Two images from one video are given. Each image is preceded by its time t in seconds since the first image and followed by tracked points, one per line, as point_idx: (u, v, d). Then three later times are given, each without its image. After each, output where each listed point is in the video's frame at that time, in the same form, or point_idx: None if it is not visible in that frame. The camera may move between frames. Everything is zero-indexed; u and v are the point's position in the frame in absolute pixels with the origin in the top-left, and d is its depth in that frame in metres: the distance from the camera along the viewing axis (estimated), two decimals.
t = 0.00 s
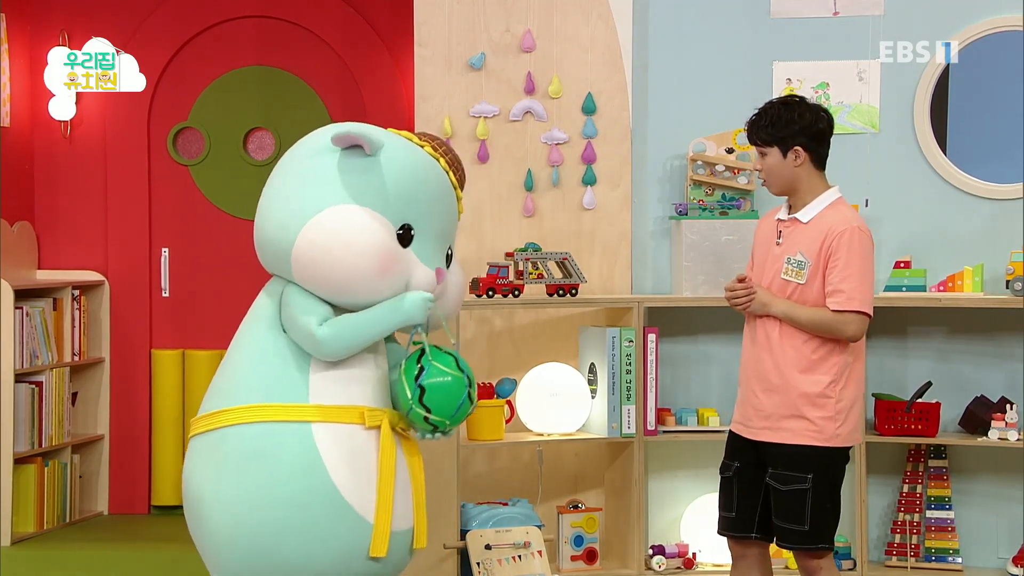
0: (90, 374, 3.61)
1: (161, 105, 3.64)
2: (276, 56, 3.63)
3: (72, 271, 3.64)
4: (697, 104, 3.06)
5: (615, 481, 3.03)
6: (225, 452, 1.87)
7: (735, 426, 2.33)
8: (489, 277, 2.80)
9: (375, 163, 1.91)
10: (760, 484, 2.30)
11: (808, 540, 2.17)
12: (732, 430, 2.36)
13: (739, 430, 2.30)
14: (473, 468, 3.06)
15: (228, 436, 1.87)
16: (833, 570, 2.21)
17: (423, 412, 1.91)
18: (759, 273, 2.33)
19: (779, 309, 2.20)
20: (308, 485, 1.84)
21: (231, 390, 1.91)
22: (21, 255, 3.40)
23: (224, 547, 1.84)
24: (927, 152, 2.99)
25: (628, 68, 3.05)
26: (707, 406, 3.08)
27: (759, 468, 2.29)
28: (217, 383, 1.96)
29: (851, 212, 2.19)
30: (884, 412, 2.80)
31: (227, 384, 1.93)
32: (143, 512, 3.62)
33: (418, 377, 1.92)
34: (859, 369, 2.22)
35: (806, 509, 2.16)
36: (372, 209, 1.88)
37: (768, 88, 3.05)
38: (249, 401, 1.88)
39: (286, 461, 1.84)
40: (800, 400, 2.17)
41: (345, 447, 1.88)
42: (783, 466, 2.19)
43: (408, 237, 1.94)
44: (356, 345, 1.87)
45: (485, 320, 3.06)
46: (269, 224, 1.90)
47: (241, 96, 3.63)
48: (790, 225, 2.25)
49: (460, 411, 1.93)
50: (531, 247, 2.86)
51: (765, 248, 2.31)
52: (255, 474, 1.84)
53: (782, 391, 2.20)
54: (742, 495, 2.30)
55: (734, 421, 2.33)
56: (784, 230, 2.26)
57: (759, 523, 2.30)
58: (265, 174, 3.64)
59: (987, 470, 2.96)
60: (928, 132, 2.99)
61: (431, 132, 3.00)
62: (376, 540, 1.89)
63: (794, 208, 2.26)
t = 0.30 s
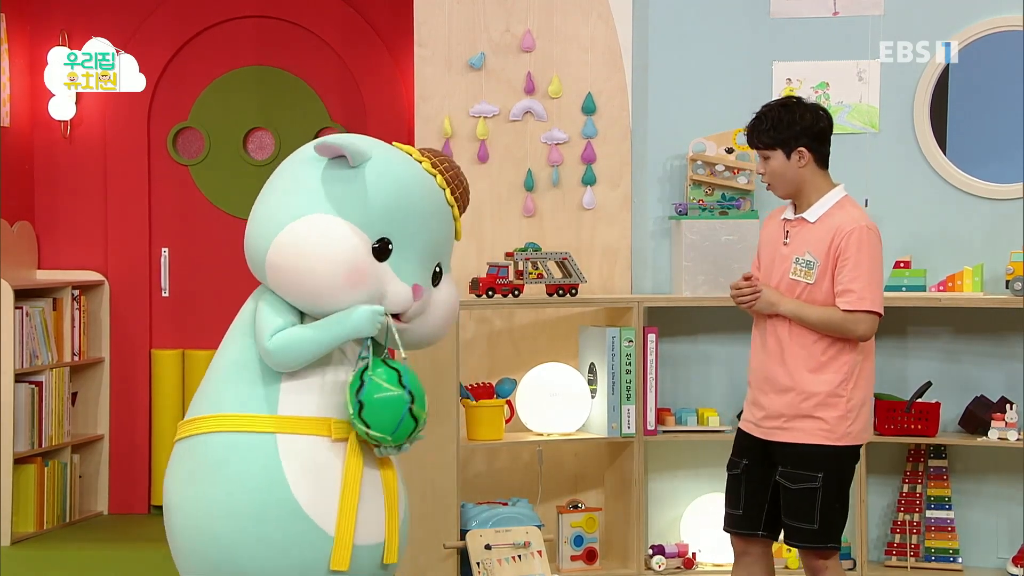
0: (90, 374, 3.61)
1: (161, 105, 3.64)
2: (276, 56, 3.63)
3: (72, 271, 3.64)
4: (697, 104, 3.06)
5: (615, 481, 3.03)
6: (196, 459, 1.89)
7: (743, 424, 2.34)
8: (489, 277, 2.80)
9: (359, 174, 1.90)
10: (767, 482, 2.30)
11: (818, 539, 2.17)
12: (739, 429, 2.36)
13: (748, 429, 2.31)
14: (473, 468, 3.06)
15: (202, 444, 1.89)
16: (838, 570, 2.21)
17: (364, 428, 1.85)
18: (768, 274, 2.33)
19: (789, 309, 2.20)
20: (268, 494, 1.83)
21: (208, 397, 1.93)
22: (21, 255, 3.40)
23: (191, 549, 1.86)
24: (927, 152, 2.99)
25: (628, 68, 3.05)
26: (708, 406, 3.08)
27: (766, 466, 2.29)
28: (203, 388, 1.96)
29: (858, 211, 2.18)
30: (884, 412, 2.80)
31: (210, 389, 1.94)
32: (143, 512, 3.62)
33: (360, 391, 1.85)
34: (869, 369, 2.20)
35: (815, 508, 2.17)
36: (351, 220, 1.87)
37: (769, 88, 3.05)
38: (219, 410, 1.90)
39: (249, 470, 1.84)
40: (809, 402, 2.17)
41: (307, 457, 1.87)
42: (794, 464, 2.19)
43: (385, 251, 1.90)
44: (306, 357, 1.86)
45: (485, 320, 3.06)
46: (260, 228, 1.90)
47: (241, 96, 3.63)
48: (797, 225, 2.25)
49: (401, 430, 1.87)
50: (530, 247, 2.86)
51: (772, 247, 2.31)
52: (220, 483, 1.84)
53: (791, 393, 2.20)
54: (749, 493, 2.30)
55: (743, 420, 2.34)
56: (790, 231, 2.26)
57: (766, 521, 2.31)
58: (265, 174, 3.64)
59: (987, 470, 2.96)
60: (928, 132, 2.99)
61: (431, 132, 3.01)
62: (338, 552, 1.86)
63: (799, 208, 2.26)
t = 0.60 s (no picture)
0: (89, 373, 3.61)
1: (160, 105, 3.63)
2: (275, 56, 3.63)
3: (72, 270, 3.64)
4: (696, 104, 3.06)
5: (615, 481, 3.02)
6: (211, 456, 1.89)
7: (760, 425, 2.34)
8: (488, 277, 2.79)
9: (369, 170, 1.90)
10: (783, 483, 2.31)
11: (835, 539, 2.18)
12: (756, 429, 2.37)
13: (764, 430, 2.31)
14: (472, 468, 3.06)
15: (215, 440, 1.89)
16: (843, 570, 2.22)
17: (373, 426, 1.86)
18: (775, 276, 2.33)
19: (792, 311, 2.19)
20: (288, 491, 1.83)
21: (222, 395, 1.93)
22: (21, 255, 3.40)
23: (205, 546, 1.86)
24: (926, 152, 2.99)
25: (627, 68, 3.05)
26: (707, 406, 3.08)
27: (784, 466, 2.30)
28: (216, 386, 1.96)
29: (861, 211, 2.18)
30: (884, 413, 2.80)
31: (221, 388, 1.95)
32: (142, 512, 3.62)
33: (368, 388, 1.86)
34: (881, 368, 2.21)
35: (832, 508, 2.17)
36: (365, 219, 1.88)
37: (768, 88, 3.05)
38: (235, 408, 1.90)
39: (267, 467, 1.84)
40: (823, 401, 2.18)
41: (324, 456, 1.87)
42: (809, 465, 2.20)
43: (399, 247, 1.91)
44: (332, 360, 1.86)
45: (484, 320, 3.06)
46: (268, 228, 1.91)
47: (241, 96, 3.63)
48: (801, 226, 2.25)
49: (406, 432, 1.85)
50: (530, 247, 2.86)
51: (779, 249, 2.31)
52: (237, 479, 1.85)
53: (805, 393, 2.21)
54: (764, 493, 2.32)
55: (760, 421, 2.34)
56: (795, 232, 2.26)
57: (781, 521, 2.32)
58: (265, 174, 3.63)
59: (986, 470, 2.96)
60: (928, 132, 2.99)
61: (431, 132, 3.00)
62: (354, 551, 1.86)
63: (804, 209, 2.27)
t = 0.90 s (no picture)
0: (86, 373, 3.61)
1: (158, 106, 3.63)
2: (273, 55, 3.63)
3: (70, 270, 3.64)
4: (693, 104, 3.06)
5: (612, 481, 3.02)
6: (246, 452, 1.86)
7: (764, 428, 2.33)
8: (486, 277, 2.79)
9: (377, 154, 1.91)
10: (790, 484, 2.31)
11: (833, 534, 2.17)
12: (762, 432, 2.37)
13: (769, 432, 2.30)
14: (470, 468, 3.06)
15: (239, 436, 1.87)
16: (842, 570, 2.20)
17: (475, 397, 1.89)
18: (778, 274, 2.33)
19: (788, 301, 2.15)
20: (333, 486, 1.84)
21: (246, 390, 1.90)
22: (18, 255, 3.40)
23: (238, 547, 1.84)
24: (924, 152, 2.99)
25: (626, 68, 3.05)
26: (704, 407, 3.08)
27: (789, 466, 2.31)
28: (229, 383, 1.95)
29: (864, 209, 2.19)
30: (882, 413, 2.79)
31: (235, 386, 1.93)
32: (139, 512, 3.62)
33: (461, 364, 1.89)
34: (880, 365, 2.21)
35: (832, 503, 2.17)
36: (383, 199, 1.88)
37: (765, 89, 3.05)
38: (268, 402, 1.87)
39: (309, 461, 1.84)
40: (829, 397, 2.18)
41: (368, 447, 1.89)
42: (810, 461, 2.20)
43: (420, 223, 1.94)
44: (390, 339, 1.87)
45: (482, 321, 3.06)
46: (280, 224, 1.90)
47: (239, 95, 3.63)
48: (803, 224, 2.26)
49: (509, 390, 1.91)
50: (528, 247, 2.85)
51: (782, 248, 2.31)
52: (274, 475, 1.83)
53: (808, 388, 2.21)
54: (773, 495, 2.32)
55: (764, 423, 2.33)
56: (797, 230, 2.26)
57: (790, 523, 2.33)
58: (263, 174, 3.64)
59: (984, 470, 2.96)
60: (925, 132, 2.99)
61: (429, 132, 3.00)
62: (407, 539, 1.91)
63: (807, 207, 2.27)
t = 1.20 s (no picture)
0: (84, 373, 3.61)
1: (155, 106, 3.63)
2: (270, 55, 3.63)
3: (68, 270, 3.64)
4: (691, 104, 3.06)
5: (610, 481, 3.02)
6: (244, 456, 1.85)
7: (779, 428, 2.33)
8: (483, 277, 2.79)
9: (366, 155, 1.90)
10: (807, 483, 2.31)
11: (839, 526, 2.17)
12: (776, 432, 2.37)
13: (785, 433, 2.30)
14: (468, 468, 3.06)
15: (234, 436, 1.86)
16: (847, 565, 2.19)
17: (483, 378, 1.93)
18: (779, 279, 2.32)
19: (782, 306, 2.13)
20: (335, 484, 1.84)
21: (243, 393, 1.89)
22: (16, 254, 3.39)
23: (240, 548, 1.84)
24: (922, 152, 2.99)
25: (624, 68, 3.05)
26: (702, 407, 3.08)
27: (805, 464, 2.30)
28: (223, 384, 1.94)
29: (862, 210, 2.19)
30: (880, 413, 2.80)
31: (230, 389, 1.92)
32: (137, 512, 3.62)
33: (467, 350, 1.92)
34: (893, 363, 2.22)
35: (841, 496, 2.17)
36: (373, 199, 1.88)
37: (763, 89, 3.05)
38: (265, 405, 1.87)
39: (307, 464, 1.84)
40: (842, 394, 2.18)
41: (366, 446, 1.89)
42: (825, 458, 2.20)
43: (410, 223, 1.94)
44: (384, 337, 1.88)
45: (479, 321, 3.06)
46: (270, 227, 1.89)
47: (236, 96, 3.63)
48: (802, 230, 2.25)
49: (516, 368, 1.96)
50: (525, 247, 2.85)
51: (782, 255, 2.31)
52: (274, 476, 1.83)
53: (819, 384, 2.21)
54: (789, 492, 2.32)
55: (778, 423, 2.33)
56: (797, 235, 2.26)
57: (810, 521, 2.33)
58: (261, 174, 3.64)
59: (982, 470, 2.96)
60: (923, 132, 2.99)
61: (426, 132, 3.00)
62: (411, 536, 1.93)
63: (804, 212, 2.27)
